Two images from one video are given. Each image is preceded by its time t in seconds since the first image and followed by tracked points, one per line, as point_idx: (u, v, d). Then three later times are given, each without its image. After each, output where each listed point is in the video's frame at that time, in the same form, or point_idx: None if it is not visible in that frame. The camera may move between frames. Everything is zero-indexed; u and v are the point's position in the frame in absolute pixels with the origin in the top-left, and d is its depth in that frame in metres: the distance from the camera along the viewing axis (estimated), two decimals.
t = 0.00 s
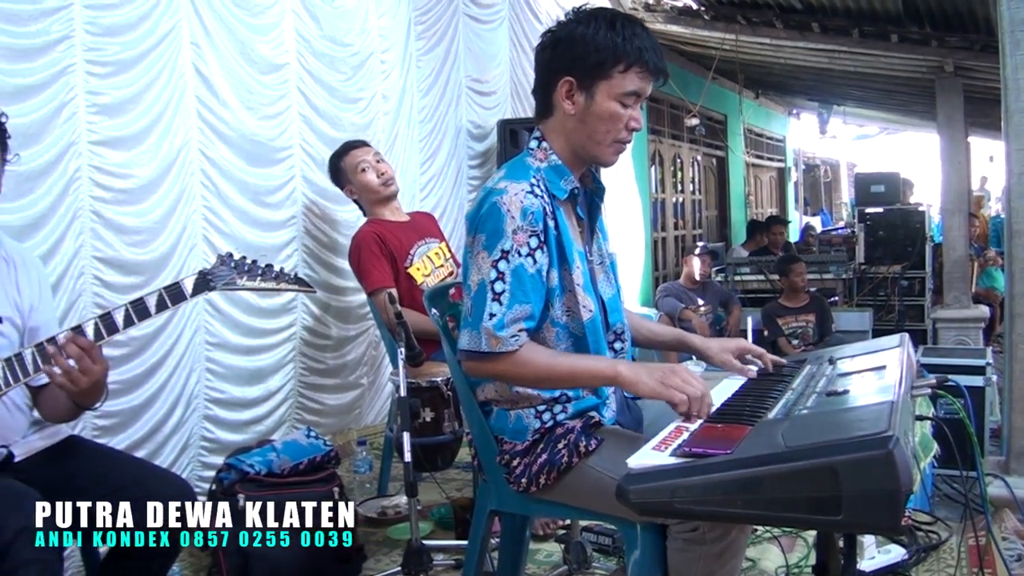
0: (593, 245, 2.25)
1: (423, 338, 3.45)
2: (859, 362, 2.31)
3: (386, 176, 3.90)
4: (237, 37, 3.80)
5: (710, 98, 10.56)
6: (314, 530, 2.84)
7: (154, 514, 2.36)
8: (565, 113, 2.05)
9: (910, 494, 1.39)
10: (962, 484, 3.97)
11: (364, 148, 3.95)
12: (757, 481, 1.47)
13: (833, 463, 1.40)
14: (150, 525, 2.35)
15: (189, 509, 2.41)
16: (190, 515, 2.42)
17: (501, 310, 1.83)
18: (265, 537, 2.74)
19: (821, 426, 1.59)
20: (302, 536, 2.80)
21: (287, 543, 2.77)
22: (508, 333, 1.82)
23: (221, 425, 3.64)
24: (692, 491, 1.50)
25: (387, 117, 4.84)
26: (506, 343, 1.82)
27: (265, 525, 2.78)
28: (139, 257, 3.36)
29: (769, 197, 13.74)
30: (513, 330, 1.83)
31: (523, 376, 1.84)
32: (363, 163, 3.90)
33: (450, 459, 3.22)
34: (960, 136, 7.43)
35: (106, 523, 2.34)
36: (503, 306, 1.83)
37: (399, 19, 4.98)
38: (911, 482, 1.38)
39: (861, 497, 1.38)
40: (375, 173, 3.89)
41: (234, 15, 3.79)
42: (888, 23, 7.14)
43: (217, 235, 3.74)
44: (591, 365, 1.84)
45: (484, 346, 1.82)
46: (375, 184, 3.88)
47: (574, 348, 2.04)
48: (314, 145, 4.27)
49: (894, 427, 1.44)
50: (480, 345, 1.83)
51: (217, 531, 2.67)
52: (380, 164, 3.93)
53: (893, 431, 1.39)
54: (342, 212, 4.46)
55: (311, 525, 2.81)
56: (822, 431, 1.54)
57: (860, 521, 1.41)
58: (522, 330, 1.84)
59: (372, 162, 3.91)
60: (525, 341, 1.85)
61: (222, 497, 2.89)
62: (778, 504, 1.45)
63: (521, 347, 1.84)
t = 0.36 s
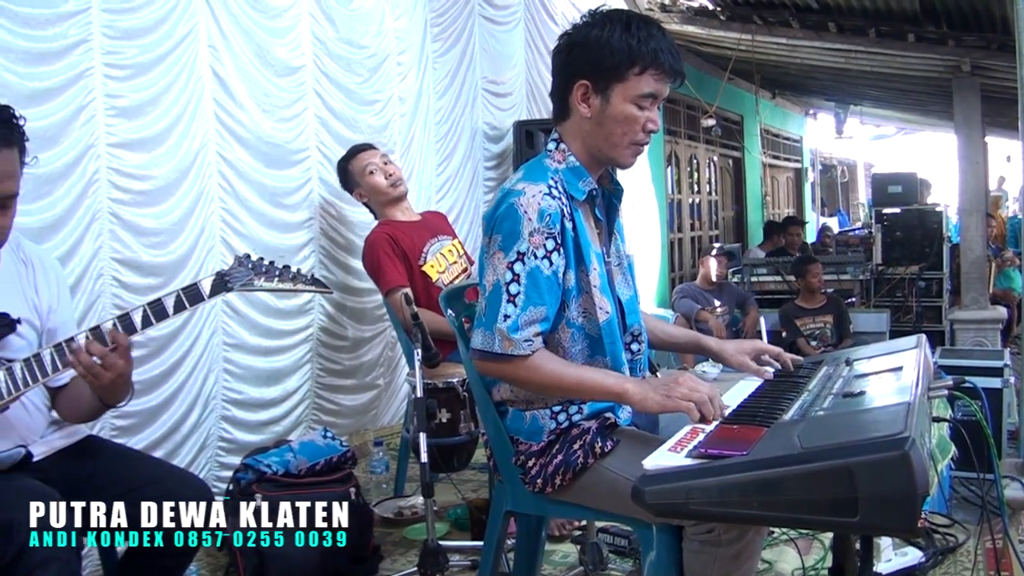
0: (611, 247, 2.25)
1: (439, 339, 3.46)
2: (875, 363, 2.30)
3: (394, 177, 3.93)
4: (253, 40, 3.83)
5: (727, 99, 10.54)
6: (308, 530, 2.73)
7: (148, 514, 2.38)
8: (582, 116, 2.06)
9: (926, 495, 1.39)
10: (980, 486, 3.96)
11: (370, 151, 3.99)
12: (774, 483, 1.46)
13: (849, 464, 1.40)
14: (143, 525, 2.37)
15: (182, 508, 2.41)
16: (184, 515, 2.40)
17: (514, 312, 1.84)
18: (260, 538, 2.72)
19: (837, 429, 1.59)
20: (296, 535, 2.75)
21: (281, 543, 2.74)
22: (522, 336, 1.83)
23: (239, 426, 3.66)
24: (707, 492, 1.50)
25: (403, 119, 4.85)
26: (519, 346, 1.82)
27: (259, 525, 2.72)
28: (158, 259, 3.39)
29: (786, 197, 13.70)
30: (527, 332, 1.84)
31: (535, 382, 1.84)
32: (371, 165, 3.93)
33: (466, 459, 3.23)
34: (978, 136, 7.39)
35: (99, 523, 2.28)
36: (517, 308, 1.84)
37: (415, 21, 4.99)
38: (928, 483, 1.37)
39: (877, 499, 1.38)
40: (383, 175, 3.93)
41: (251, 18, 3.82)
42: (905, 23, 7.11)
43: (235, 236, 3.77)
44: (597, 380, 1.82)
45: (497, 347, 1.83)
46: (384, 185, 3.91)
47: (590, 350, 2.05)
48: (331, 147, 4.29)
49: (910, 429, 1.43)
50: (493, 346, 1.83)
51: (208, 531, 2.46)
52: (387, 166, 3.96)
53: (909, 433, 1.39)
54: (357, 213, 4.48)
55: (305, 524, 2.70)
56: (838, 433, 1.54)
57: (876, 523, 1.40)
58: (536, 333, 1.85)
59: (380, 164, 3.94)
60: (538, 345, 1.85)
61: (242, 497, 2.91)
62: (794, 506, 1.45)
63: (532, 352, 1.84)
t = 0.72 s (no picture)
0: (627, 247, 2.25)
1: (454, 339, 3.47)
2: (892, 364, 2.29)
3: (399, 179, 4.00)
4: (270, 43, 3.85)
5: (743, 99, 10.52)
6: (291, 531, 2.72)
7: (131, 514, 2.35)
8: (597, 117, 2.06)
9: (944, 497, 1.38)
10: (998, 488, 3.95)
11: (375, 155, 4.06)
12: (790, 484, 1.46)
13: (866, 465, 1.39)
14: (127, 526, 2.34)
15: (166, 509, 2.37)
16: (168, 514, 2.36)
17: (537, 311, 1.84)
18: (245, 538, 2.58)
19: (852, 430, 1.58)
20: (281, 535, 2.75)
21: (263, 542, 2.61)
22: (545, 334, 1.83)
23: (256, 426, 3.68)
24: (724, 494, 1.50)
25: (419, 121, 4.87)
26: (543, 343, 1.83)
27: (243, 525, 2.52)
28: (175, 261, 3.41)
29: (802, 197, 13.66)
30: (549, 330, 1.84)
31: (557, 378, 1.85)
32: (376, 168, 4.00)
33: (483, 460, 3.24)
34: (994, 136, 7.35)
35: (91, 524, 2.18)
36: (539, 307, 1.84)
37: (430, 23, 5.01)
38: (945, 485, 1.37)
39: (894, 500, 1.38)
40: (389, 177, 3.99)
41: (267, 22, 3.85)
42: (921, 22, 7.08)
43: (252, 238, 3.79)
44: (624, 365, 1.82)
45: (524, 347, 1.84)
46: (389, 187, 3.97)
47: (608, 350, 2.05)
48: (347, 149, 4.31)
49: (927, 430, 1.43)
50: (518, 347, 1.84)
51: (194, 531, 2.36)
52: (393, 169, 4.01)
53: (927, 434, 1.38)
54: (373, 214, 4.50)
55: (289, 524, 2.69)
56: (853, 435, 1.54)
57: (893, 525, 1.40)
58: (558, 331, 1.86)
59: (384, 167, 4.01)
60: (562, 340, 1.85)
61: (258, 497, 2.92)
62: (811, 507, 1.45)
63: (559, 347, 1.85)
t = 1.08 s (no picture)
0: (644, 249, 2.25)
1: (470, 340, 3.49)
2: (910, 366, 2.28)
3: (408, 181, 4.02)
4: (287, 46, 3.88)
5: (760, 99, 10.49)
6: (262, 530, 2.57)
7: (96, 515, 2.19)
8: (615, 119, 2.07)
9: (961, 499, 1.38)
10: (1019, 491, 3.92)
11: (381, 158, 4.08)
12: (808, 485, 1.46)
13: (883, 467, 1.39)
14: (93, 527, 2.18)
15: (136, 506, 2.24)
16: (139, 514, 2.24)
17: (551, 312, 1.85)
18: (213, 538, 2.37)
19: (870, 432, 1.58)
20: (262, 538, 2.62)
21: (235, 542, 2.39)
22: (559, 336, 1.85)
23: (273, 427, 3.71)
24: (741, 495, 1.50)
25: (435, 122, 4.88)
26: (555, 346, 1.84)
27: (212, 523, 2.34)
28: (192, 263, 3.43)
29: (819, 198, 13.61)
30: (563, 332, 1.85)
31: (576, 378, 1.86)
32: (384, 172, 4.03)
33: (499, 461, 3.24)
34: (1013, 135, 7.30)
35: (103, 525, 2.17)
36: (553, 308, 1.85)
37: (447, 26, 5.02)
38: (962, 487, 1.37)
39: (911, 502, 1.37)
40: (398, 180, 4.01)
41: (284, 25, 3.87)
42: (939, 21, 7.05)
43: (269, 240, 3.82)
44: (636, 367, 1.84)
45: (536, 348, 1.85)
46: (399, 190, 4.00)
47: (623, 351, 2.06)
48: (364, 151, 4.33)
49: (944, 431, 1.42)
50: (531, 347, 1.85)
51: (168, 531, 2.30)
52: (401, 172, 4.04)
53: (943, 436, 1.38)
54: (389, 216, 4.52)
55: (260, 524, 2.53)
56: (871, 437, 1.53)
57: (910, 527, 1.40)
58: (571, 332, 1.87)
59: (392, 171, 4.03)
60: (575, 342, 1.87)
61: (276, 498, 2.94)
62: (828, 509, 1.45)
63: (570, 350, 1.86)
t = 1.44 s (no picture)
0: (662, 248, 2.25)
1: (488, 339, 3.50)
2: (929, 366, 2.27)
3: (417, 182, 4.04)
4: (306, 46, 3.90)
5: (779, 98, 10.44)
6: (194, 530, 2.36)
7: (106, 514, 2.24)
8: (631, 118, 2.07)
9: (981, 500, 1.37)
10: None
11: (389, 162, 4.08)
12: (825, 485, 1.46)
13: (902, 468, 1.39)
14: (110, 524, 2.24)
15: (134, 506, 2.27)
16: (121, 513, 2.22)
17: (587, 311, 1.85)
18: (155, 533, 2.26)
19: (889, 433, 1.58)
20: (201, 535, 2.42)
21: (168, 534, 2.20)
22: (598, 334, 1.85)
23: (292, 425, 3.73)
24: (758, 494, 1.50)
25: (454, 122, 4.89)
26: (595, 345, 1.84)
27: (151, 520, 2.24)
28: (211, 262, 3.45)
29: (838, 198, 13.55)
30: (602, 330, 1.86)
31: (611, 379, 1.86)
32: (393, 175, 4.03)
33: (517, 460, 3.25)
34: None
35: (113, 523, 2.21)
36: (589, 307, 1.86)
37: (465, 25, 5.03)
38: (981, 488, 1.36)
39: (929, 503, 1.37)
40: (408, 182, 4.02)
41: (303, 25, 3.89)
42: (959, 20, 7.01)
43: (288, 239, 3.84)
44: (681, 368, 1.84)
45: (576, 349, 1.85)
46: (408, 193, 4.01)
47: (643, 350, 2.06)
48: (382, 151, 4.35)
49: (964, 432, 1.41)
50: (570, 348, 1.85)
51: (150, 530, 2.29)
52: (410, 174, 4.05)
53: (963, 437, 1.37)
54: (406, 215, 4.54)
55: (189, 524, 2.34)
56: (890, 438, 1.53)
57: (928, 528, 1.39)
58: (610, 329, 1.87)
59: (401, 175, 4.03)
60: (613, 341, 1.87)
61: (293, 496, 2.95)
62: (846, 509, 1.45)
63: (610, 349, 1.86)
